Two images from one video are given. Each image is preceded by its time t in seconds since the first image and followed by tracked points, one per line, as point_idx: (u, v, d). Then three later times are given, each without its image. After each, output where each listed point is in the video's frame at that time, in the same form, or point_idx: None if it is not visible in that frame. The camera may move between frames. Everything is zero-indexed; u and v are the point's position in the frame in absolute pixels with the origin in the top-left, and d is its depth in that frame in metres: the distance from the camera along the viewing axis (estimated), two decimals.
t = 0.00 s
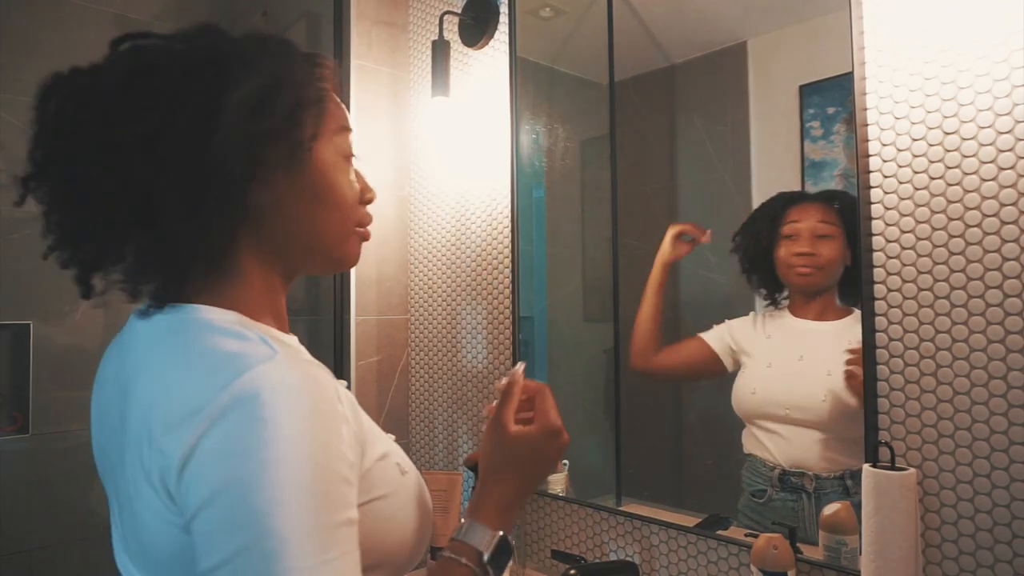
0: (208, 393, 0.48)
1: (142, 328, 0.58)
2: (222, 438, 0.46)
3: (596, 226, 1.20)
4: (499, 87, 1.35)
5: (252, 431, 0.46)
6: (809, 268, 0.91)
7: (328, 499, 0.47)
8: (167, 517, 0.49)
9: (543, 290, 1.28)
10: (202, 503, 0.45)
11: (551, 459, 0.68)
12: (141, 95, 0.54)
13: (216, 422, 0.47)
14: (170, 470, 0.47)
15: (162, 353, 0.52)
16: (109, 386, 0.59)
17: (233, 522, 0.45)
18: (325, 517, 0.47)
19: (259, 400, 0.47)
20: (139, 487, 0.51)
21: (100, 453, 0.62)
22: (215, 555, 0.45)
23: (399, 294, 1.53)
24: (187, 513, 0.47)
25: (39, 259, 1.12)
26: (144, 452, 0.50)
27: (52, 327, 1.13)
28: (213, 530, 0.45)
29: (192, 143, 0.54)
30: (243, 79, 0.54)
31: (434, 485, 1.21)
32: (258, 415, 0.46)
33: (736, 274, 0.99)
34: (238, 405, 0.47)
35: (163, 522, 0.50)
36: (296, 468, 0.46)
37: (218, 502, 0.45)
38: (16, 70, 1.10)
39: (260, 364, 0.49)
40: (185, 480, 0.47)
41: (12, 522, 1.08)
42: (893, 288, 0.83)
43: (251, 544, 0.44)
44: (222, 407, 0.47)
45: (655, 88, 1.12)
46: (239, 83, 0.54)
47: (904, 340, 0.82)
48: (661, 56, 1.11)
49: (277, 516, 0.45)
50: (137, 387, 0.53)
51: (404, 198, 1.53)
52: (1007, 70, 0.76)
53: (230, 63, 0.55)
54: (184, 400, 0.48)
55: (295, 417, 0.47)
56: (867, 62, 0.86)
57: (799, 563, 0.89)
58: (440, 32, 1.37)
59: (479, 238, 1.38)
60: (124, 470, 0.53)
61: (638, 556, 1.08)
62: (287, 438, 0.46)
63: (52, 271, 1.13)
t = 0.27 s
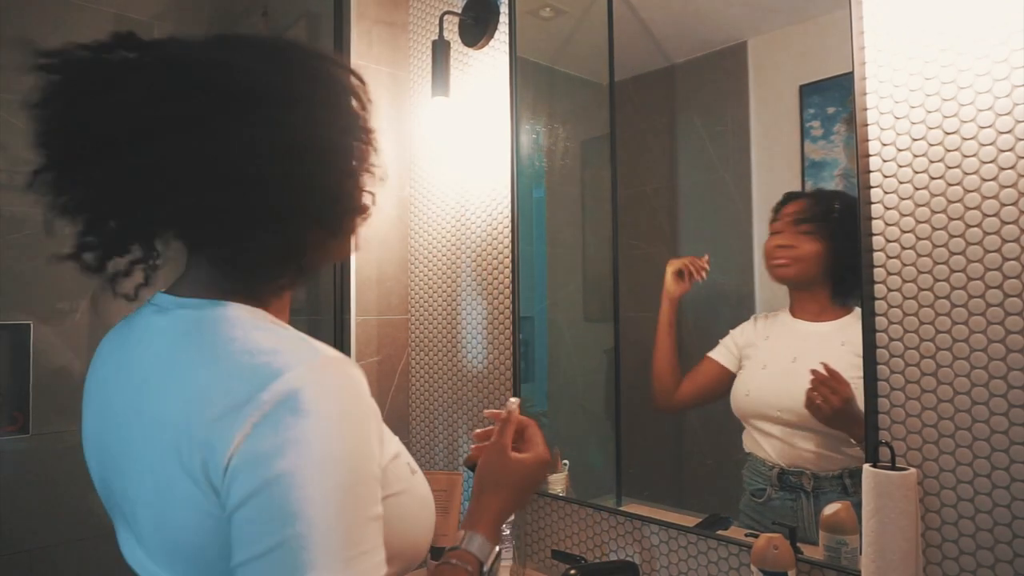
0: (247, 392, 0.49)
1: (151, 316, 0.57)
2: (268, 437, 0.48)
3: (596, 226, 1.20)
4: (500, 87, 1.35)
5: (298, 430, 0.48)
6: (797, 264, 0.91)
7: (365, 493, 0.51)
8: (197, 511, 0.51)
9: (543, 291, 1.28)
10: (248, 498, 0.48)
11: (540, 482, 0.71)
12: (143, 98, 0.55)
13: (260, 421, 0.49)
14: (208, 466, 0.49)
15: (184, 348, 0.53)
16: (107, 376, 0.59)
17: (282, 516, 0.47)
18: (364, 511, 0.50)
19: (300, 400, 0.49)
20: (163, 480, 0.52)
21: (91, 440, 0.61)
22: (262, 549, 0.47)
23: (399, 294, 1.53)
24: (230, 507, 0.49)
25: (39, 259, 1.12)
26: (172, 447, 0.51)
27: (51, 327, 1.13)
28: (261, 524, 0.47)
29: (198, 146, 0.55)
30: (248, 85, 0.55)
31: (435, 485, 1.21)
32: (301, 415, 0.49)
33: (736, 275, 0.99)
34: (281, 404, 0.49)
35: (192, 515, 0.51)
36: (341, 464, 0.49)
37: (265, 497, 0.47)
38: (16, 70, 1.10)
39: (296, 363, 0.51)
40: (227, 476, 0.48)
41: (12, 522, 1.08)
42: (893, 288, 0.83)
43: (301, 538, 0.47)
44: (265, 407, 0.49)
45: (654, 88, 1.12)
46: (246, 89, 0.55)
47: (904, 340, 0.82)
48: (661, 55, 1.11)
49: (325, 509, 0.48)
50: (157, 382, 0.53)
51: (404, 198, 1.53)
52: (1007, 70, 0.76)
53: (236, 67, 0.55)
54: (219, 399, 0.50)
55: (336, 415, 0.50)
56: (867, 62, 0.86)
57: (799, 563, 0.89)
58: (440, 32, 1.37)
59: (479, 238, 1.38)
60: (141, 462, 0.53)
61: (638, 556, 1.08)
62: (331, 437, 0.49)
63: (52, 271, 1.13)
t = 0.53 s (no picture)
0: (251, 392, 0.49)
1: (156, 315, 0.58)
2: (273, 439, 0.48)
3: (596, 227, 1.20)
4: (500, 87, 1.35)
5: (303, 431, 0.48)
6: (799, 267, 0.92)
7: (368, 496, 0.51)
8: (200, 513, 0.50)
9: (543, 291, 1.28)
10: (253, 499, 0.48)
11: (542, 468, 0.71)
12: (144, 99, 0.55)
13: (264, 422, 0.48)
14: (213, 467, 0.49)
15: (187, 350, 0.53)
16: (111, 380, 0.59)
17: (287, 519, 0.47)
18: (369, 515, 0.50)
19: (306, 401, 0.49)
20: (166, 481, 0.51)
21: (96, 444, 0.61)
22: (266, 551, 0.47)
23: (399, 294, 1.53)
24: (234, 509, 0.49)
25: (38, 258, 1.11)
26: (175, 447, 0.50)
27: (51, 327, 1.13)
28: (265, 527, 0.47)
29: (198, 146, 0.55)
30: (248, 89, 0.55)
31: (435, 485, 1.21)
32: (304, 416, 0.48)
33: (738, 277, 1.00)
34: (286, 406, 0.49)
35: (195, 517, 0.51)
36: (345, 466, 0.49)
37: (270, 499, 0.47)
38: (16, 70, 1.10)
39: (301, 365, 0.51)
40: (231, 476, 0.48)
41: (12, 521, 1.09)
42: (893, 288, 0.83)
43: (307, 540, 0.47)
44: (269, 408, 0.49)
45: (654, 88, 1.12)
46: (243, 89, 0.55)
47: (904, 340, 0.82)
48: (661, 55, 1.11)
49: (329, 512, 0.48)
50: (163, 381, 0.53)
51: (405, 198, 1.53)
52: (1008, 70, 0.76)
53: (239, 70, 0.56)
54: (226, 399, 0.50)
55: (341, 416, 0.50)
56: (867, 61, 0.86)
57: (799, 563, 0.89)
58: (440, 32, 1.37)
59: (479, 239, 1.37)
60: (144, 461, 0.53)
61: (638, 556, 1.08)
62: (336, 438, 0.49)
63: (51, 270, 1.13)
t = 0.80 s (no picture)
0: (241, 390, 0.49)
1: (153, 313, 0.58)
2: (262, 434, 0.48)
3: (596, 227, 1.20)
4: (500, 86, 1.35)
5: (292, 427, 0.48)
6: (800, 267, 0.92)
7: (361, 490, 0.50)
8: (194, 511, 0.51)
9: (543, 291, 1.28)
10: (245, 494, 0.48)
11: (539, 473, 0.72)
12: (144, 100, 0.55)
13: (255, 418, 0.48)
14: (204, 464, 0.49)
15: (180, 350, 0.53)
16: (107, 383, 0.59)
17: (282, 514, 0.47)
18: (362, 509, 0.50)
19: (295, 396, 0.49)
20: (161, 479, 0.52)
21: (95, 448, 0.62)
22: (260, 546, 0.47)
23: (399, 294, 1.53)
24: (229, 505, 0.49)
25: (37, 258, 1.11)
26: (169, 446, 0.51)
27: (52, 327, 1.13)
28: (257, 521, 0.47)
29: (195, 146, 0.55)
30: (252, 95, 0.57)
31: (435, 485, 1.21)
32: (295, 411, 0.48)
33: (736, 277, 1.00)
34: (275, 401, 0.49)
35: (189, 515, 0.51)
36: (336, 460, 0.49)
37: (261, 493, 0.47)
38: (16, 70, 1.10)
39: (290, 361, 0.51)
40: (222, 473, 0.48)
41: (12, 522, 1.09)
42: (893, 287, 0.83)
43: (300, 534, 0.47)
44: (259, 404, 0.49)
45: (654, 88, 1.12)
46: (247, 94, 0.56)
47: (904, 340, 0.82)
48: (661, 55, 1.11)
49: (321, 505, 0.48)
50: (154, 381, 0.53)
51: (405, 197, 1.53)
52: (1008, 70, 0.76)
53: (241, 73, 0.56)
54: (216, 396, 0.50)
55: (330, 410, 0.50)
56: (867, 61, 0.86)
57: (799, 563, 0.89)
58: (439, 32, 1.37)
59: (479, 238, 1.38)
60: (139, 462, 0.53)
61: (638, 556, 1.08)
62: (325, 433, 0.49)
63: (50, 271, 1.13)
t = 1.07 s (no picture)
0: (211, 392, 0.49)
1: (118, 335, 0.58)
2: (234, 435, 0.48)
3: (596, 227, 1.21)
4: (499, 86, 1.34)
5: (262, 420, 0.48)
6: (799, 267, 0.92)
7: (349, 468, 0.50)
8: (189, 520, 0.51)
9: (543, 291, 1.28)
10: (234, 500, 0.48)
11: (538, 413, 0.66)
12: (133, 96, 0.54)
13: (230, 417, 0.48)
14: (186, 479, 0.49)
15: (152, 363, 0.53)
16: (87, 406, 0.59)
17: (279, 504, 0.47)
18: (354, 488, 0.50)
19: (259, 390, 0.49)
20: (148, 494, 0.52)
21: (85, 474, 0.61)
22: (260, 547, 0.48)
23: (400, 294, 1.53)
24: (220, 509, 0.49)
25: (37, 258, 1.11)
26: (148, 465, 0.51)
27: (52, 327, 1.13)
28: (253, 522, 0.48)
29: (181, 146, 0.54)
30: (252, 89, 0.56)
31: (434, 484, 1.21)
32: (270, 404, 0.48)
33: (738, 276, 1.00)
34: (241, 398, 0.48)
35: (182, 528, 0.51)
36: (314, 446, 0.49)
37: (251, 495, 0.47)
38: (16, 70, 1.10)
39: (251, 356, 0.50)
40: (206, 484, 0.48)
41: (12, 522, 1.09)
42: (893, 287, 0.83)
43: (297, 526, 0.48)
44: (231, 403, 0.48)
45: (653, 89, 1.13)
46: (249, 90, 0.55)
47: (904, 340, 0.82)
48: (661, 55, 1.11)
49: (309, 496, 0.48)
50: (126, 401, 0.53)
51: (405, 197, 1.53)
52: (1008, 70, 0.76)
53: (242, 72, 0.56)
54: (183, 408, 0.49)
55: (297, 397, 0.49)
56: (867, 61, 0.86)
57: (799, 563, 0.88)
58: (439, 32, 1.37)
59: (479, 238, 1.37)
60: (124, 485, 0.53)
61: (638, 556, 1.07)
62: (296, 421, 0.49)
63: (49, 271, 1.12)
